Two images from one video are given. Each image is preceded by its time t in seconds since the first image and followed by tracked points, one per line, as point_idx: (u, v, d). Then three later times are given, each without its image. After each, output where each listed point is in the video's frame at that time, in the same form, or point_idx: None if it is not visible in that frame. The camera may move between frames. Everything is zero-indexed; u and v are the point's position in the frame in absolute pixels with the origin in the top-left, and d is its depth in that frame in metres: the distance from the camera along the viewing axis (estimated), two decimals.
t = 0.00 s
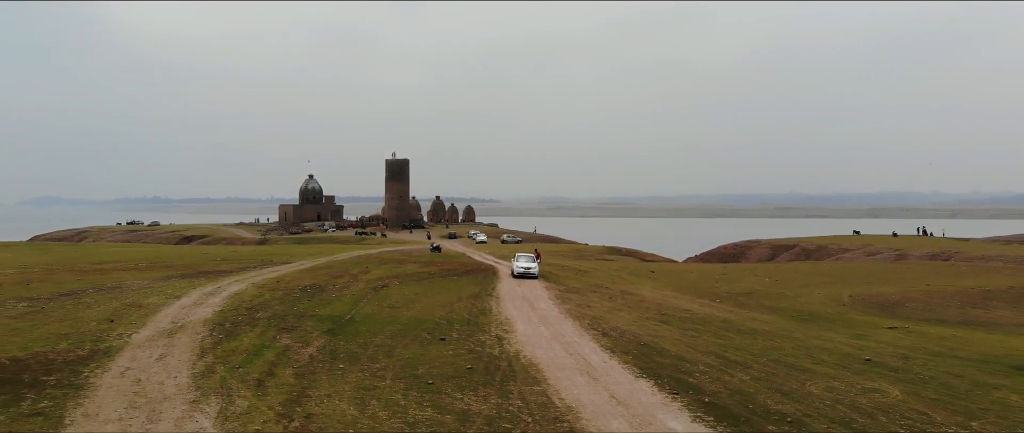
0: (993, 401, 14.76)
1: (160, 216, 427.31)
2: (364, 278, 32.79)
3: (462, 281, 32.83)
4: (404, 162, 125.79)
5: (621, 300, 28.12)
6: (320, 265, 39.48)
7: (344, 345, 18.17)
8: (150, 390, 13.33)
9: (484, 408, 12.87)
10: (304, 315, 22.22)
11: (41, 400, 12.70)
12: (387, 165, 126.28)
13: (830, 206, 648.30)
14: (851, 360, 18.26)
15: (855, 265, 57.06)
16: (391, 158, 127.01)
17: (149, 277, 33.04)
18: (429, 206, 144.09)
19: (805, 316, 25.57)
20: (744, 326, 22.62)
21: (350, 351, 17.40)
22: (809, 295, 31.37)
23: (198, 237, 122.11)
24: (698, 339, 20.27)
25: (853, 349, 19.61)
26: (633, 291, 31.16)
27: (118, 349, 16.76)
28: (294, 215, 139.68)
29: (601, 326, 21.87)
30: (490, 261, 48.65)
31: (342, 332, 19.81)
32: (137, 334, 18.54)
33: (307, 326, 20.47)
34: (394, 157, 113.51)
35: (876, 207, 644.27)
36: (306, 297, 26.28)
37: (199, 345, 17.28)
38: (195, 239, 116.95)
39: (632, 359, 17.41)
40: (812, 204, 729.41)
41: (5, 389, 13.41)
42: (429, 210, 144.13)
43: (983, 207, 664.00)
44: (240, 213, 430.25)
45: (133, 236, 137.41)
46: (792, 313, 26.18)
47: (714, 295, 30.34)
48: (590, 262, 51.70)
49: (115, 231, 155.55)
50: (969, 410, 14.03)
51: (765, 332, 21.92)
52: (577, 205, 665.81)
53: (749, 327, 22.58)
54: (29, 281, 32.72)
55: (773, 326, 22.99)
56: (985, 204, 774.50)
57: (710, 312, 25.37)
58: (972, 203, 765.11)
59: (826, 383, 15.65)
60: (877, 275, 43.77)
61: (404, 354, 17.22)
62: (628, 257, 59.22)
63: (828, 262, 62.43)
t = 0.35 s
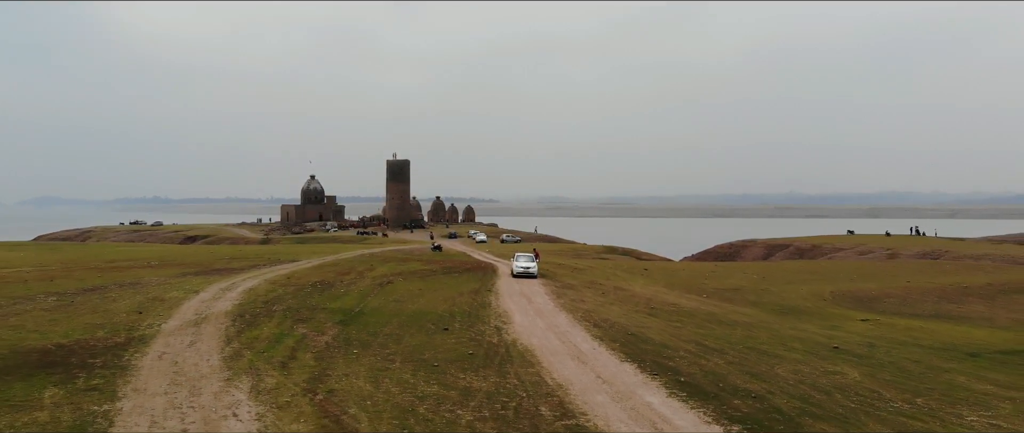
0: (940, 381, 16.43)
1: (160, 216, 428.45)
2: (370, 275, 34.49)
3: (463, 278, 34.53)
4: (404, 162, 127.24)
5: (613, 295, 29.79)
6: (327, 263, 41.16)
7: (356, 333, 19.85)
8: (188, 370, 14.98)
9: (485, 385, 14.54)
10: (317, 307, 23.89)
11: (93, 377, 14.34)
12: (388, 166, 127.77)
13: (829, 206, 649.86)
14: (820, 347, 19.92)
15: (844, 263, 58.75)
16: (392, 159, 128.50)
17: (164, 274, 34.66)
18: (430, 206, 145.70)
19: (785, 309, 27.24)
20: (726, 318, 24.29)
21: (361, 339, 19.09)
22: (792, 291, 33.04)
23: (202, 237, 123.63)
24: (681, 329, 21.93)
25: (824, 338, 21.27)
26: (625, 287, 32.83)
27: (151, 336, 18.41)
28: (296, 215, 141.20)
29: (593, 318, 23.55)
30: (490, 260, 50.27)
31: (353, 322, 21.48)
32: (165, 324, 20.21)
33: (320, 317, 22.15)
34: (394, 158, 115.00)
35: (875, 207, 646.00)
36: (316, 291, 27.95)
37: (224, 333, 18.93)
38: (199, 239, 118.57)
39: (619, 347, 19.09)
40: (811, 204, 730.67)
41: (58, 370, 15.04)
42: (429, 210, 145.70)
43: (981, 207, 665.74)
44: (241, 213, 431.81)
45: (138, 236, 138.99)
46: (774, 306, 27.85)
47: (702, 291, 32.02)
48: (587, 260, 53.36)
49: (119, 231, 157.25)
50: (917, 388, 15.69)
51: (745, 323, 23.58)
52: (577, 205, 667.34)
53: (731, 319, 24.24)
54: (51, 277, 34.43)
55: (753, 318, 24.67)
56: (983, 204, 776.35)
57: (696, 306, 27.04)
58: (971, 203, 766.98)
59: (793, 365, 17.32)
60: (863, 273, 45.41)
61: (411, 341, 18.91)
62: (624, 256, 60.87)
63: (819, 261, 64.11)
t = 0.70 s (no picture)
0: (898, 365, 18.11)
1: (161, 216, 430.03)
2: (375, 272, 36.16)
3: (463, 275, 36.26)
4: (404, 163, 128.66)
5: (607, 291, 31.44)
6: (332, 261, 42.79)
7: (366, 324, 21.55)
8: (218, 353, 16.65)
9: (485, 367, 16.25)
10: (327, 301, 25.60)
11: (134, 359, 16.02)
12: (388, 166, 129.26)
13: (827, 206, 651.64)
14: (794, 336, 21.58)
15: (834, 261, 60.46)
16: (393, 159, 130.00)
17: (178, 271, 36.24)
18: (430, 206, 147.28)
19: (767, 304, 28.93)
20: (711, 312, 25.93)
21: (371, 328, 20.79)
22: (777, 287, 34.73)
23: (205, 236, 125.12)
24: (667, 321, 23.59)
25: (799, 329, 22.94)
26: (619, 283, 34.47)
27: (178, 326, 20.10)
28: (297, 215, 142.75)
29: (585, 311, 25.22)
30: (489, 258, 51.92)
31: (362, 314, 23.18)
32: (189, 315, 21.89)
33: (331, 310, 23.81)
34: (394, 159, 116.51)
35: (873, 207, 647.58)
36: (325, 287, 29.63)
37: (245, 323, 20.60)
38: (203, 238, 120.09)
39: (609, 335, 20.77)
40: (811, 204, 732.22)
41: (101, 353, 16.69)
42: (429, 209, 147.28)
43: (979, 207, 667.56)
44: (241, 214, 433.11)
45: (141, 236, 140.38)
46: (757, 301, 29.51)
47: (691, 287, 33.69)
48: (584, 259, 54.97)
49: (122, 231, 158.82)
50: (874, 371, 17.37)
51: (728, 316, 25.21)
52: (576, 205, 668.98)
53: (715, 312, 25.88)
54: (70, 274, 36.07)
55: (735, 312, 26.35)
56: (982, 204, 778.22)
57: (683, 300, 28.69)
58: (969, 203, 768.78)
59: (765, 351, 19.00)
60: (850, 271, 47.04)
61: (416, 331, 20.60)
62: (620, 255, 62.48)
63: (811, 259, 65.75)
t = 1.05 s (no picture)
0: (862, 351, 19.70)
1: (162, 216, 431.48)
2: (379, 269, 37.82)
3: (464, 272, 37.95)
4: (405, 163, 130.30)
5: (600, 287, 33.09)
6: (338, 259, 44.45)
7: (374, 316, 23.22)
8: (241, 340, 18.31)
9: (484, 352, 17.92)
10: (336, 296, 27.25)
11: (167, 345, 17.68)
12: (389, 167, 130.87)
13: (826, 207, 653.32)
14: (770, 327, 23.23)
15: (824, 260, 62.15)
16: (394, 160, 131.62)
17: (191, 269, 37.90)
18: (431, 206, 148.92)
19: (751, 299, 30.59)
20: (696, 306, 27.59)
21: (379, 320, 22.43)
22: (764, 283, 36.37)
23: (208, 236, 126.71)
24: (654, 314, 25.23)
25: (777, 321, 24.58)
26: (612, 280, 36.11)
27: (201, 316, 21.76)
28: (299, 215, 144.35)
29: (579, 305, 26.88)
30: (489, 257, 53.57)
31: (370, 307, 24.85)
32: (210, 307, 23.58)
33: (340, 304, 25.45)
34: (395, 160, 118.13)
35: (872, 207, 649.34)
36: (333, 283, 31.30)
37: (262, 315, 22.24)
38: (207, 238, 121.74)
39: (599, 326, 22.41)
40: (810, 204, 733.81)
41: (135, 339, 18.35)
42: (430, 209, 148.90)
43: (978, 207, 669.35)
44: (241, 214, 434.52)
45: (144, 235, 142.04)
46: (742, 296, 31.16)
47: (681, 284, 35.32)
48: (581, 257, 56.60)
49: (126, 230, 160.61)
50: (839, 356, 18.97)
51: (713, 310, 26.84)
52: (576, 205, 670.50)
53: (701, 306, 27.54)
54: (88, 271, 37.77)
55: (720, 306, 28.00)
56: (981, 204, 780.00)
57: (671, 295, 30.36)
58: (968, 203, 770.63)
59: (742, 340, 20.65)
60: (837, 269, 48.70)
61: (421, 322, 22.27)
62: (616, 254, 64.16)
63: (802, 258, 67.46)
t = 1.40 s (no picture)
0: (831, 339, 21.40)
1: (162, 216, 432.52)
2: (384, 267, 39.49)
3: (465, 270, 39.72)
4: (407, 164, 131.83)
5: (594, 284, 34.73)
6: (343, 258, 46.07)
7: (381, 309, 24.92)
8: (262, 329, 20.01)
9: (484, 340, 19.60)
10: (345, 291, 28.92)
11: (194, 332, 19.41)
12: (391, 168, 132.38)
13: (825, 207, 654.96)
14: (750, 320, 24.90)
15: (815, 259, 63.79)
16: (395, 161, 133.16)
17: (203, 267, 39.50)
18: (431, 206, 150.48)
19: (737, 294, 32.27)
20: (684, 301, 29.26)
21: (386, 312, 24.11)
22: (751, 280, 38.05)
23: (211, 236, 128.18)
24: (643, 307, 26.90)
25: (758, 314, 26.23)
26: (606, 277, 37.77)
27: (222, 309, 23.45)
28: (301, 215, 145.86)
29: (573, 300, 28.59)
30: (489, 256, 55.18)
31: (378, 301, 26.54)
32: (228, 301, 25.22)
33: (349, 298, 27.12)
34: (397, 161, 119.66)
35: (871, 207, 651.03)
36: (341, 279, 32.97)
37: (278, 308, 23.90)
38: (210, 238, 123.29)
39: (590, 318, 24.09)
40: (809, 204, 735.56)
41: (164, 328, 20.01)
42: (430, 209, 150.42)
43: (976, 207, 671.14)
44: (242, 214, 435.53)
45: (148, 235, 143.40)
46: (729, 292, 32.83)
47: (673, 281, 36.96)
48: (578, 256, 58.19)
49: (130, 230, 162.39)
50: (809, 344, 20.65)
51: (699, 304, 28.51)
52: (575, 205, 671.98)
53: (688, 301, 29.21)
54: (105, 269, 39.50)
55: (706, 300, 29.66)
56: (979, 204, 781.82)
57: (661, 291, 32.03)
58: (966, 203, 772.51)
59: (722, 331, 22.31)
60: (825, 267, 50.30)
61: (425, 314, 23.95)
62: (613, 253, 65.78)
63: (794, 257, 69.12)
